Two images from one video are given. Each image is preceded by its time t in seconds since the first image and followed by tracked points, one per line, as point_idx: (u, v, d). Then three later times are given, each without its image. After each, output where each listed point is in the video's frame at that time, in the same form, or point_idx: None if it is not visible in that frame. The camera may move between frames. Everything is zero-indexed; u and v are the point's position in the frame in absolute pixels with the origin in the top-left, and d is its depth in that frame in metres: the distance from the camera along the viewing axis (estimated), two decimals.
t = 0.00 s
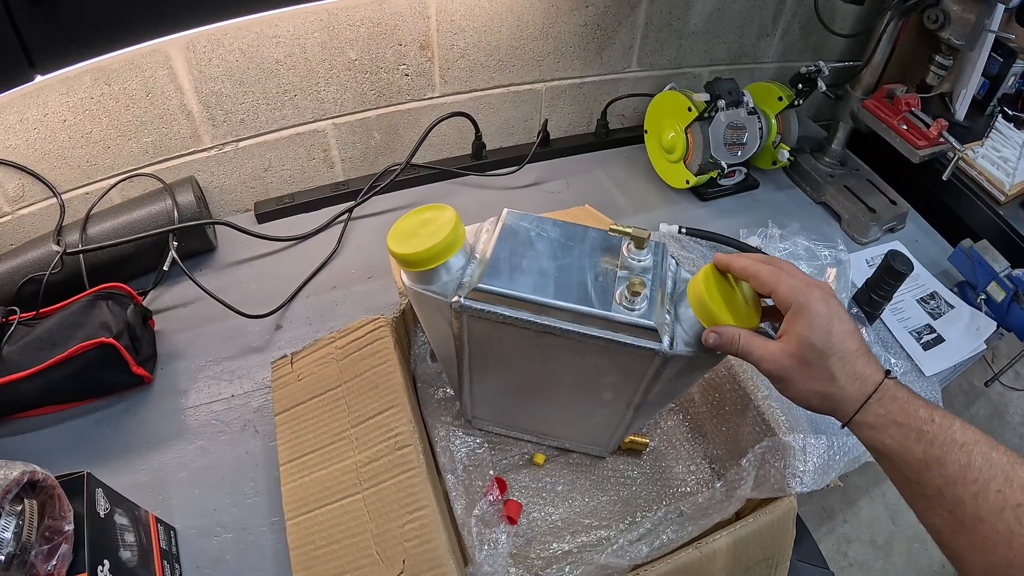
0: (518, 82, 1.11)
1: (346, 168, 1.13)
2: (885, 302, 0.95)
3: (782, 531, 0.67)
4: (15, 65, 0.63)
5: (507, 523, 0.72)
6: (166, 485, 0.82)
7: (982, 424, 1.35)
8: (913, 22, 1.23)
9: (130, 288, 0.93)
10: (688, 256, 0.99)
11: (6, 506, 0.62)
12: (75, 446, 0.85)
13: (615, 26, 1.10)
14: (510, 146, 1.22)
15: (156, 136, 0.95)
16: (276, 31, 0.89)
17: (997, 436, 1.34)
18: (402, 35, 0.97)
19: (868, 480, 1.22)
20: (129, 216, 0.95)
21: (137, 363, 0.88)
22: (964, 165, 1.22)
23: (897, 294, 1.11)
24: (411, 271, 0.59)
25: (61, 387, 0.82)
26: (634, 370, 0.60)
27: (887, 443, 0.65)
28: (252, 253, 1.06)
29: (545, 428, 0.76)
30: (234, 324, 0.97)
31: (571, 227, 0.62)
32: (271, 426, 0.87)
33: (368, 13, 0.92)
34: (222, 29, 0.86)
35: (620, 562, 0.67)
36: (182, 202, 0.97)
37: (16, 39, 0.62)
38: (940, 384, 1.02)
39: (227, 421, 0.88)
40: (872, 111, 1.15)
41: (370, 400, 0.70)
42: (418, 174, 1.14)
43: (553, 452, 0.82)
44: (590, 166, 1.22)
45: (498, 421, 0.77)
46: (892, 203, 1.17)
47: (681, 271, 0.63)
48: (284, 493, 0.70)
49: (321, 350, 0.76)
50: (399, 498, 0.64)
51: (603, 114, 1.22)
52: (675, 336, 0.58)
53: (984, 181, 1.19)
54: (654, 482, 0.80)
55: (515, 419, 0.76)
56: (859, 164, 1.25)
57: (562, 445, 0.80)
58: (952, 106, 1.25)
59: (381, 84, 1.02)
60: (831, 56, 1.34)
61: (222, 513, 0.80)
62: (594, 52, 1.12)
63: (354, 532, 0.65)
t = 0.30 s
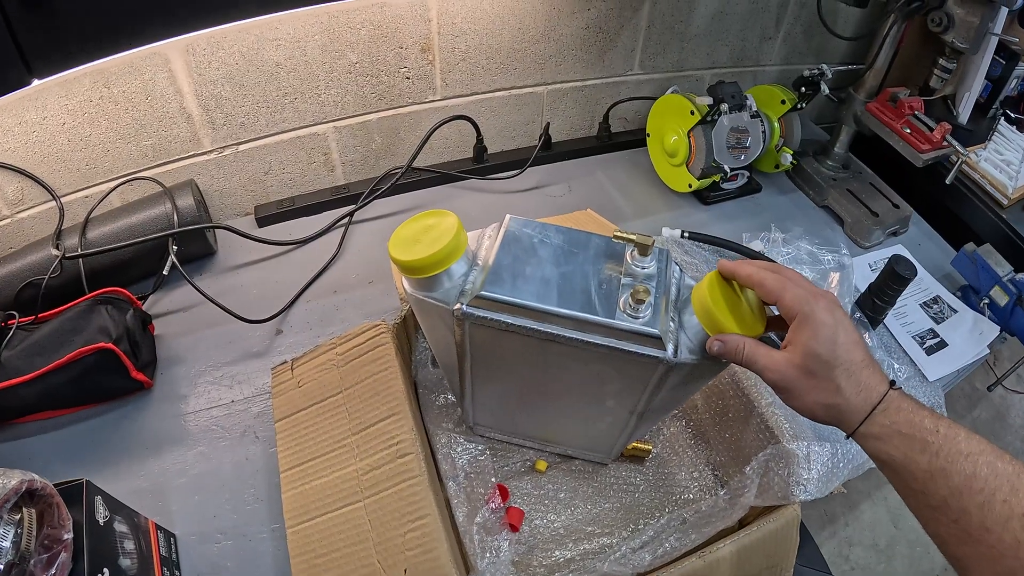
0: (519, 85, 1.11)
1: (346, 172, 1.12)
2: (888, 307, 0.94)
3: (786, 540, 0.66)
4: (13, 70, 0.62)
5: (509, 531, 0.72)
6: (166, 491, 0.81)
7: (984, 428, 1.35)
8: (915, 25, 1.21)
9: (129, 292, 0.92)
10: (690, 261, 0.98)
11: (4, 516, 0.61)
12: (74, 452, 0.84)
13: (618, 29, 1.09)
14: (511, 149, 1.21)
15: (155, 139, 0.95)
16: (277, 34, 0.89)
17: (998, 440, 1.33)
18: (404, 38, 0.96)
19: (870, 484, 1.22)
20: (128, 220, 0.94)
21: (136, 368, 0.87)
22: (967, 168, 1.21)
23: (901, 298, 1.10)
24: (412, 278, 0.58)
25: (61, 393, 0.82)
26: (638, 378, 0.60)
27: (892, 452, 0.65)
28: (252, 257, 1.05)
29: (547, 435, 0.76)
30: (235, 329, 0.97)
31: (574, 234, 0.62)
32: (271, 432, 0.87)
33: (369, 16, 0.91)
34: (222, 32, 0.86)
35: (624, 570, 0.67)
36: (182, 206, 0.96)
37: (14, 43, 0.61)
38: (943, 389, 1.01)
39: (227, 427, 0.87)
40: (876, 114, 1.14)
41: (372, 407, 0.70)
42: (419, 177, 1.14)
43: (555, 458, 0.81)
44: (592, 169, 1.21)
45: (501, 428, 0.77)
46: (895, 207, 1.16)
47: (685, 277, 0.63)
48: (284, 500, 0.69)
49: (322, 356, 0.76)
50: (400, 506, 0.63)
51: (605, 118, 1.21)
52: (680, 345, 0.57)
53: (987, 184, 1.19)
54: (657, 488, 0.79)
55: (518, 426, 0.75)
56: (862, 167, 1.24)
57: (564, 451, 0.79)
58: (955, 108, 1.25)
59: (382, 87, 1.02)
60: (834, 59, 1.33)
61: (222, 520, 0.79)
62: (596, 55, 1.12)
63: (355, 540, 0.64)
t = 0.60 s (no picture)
0: (520, 88, 1.12)
1: (349, 174, 1.13)
2: (886, 309, 0.95)
3: (782, 539, 0.67)
4: (19, 75, 0.63)
5: (510, 530, 0.73)
6: (170, 491, 0.82)
7: (982, 428, 1.36)
8: (913, 29, 1.22)
9: (133, 294, 0.93)
10: (689, 264, 0.99)
11: (13, 515, 0.61)
12: (79, 452, 0.85)
13: (618, 33, 1.10)
14: (512, 152, 1.22)
15: (159, 142, 0.96)
16: (280, 38, 0.90)
17: (996, 441, 1.34)
18: (406, 41, 0.97)
19: (869, 484, 1.23)
20: (132, 222, 0.95)
21: (141, 368, 0.88)
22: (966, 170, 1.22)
23: (899, 300, 1.11)
24: (415, 280, 0.59)
25: (66, 394, 0.83)
26: (637, 379, 0.61)
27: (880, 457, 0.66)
28: (255, 259, 1.06)
29: (548, 434, 0.77)
30: (238, 331, 0.97)
31: (574, 237, 0.63)
32: (275, 433, 0.88)
33: (371, 20, 0.92)
34: (226, 36, 0.87)
35: (623, 568, 0.68)
36: (186, 208, 0.97)
37: (20, 49, 0.62)
38: (941, 390, 1.02)
39: (231, 427, 0.88)
40: (874, 117, 1.15)
41: (375, 408, 0.70)
42: (421, 180, 1.15)
43: (556, 458, 0.82)
44: (593, 171, 1.22)
45: (502, 428, 0.78)
46: (893, 209, 1.17)
47: (683, 280, 0.63)
48: (289, 499, 0.70)
49: (325, 358, 0.77)
50: (404, 505, 0.64)
51: (605, 120, 1.22)
52: (677, 346, 0.58)
53: (986, 186, 1.19)
54: (655, 488, 0.80)
55: (520, 426, 0.76)
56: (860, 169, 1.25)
57: (565, 451, 0.80)
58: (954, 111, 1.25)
59: (384, 90, 1.02)
60: (832, 62, 1.34)
61: (226, 519, 0.80)
62: (596, 59, 1.13)
63: (359, 539, 0.65)
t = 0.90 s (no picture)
0: (523, 92, 1.13)
1: (353, 177, 1.14)
2: (883, 311, 0.96)
3: (780, 536, 0.68)
4: (33, 83, 0.65)
5: (513, 528, 0.75)
6: (178, 490, 0.84)
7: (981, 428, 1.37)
8: (913, 32, 1.23)
9: (141, 296, 0.95)
10: (689, 267, 1.01)
11: (28, 514, 0.63)
12: (88, 452, 0.87)
13: (619, 37, 1.11)
14: (515, 155, 1.23)
15: (166, 146, 0.97)
16: (285, 43, 0.91)
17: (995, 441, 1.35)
18: (409, 46, 0.98)
19: (868, 483, 1.24)
20: (139, 225, 0.96)
21: (148, 369, 0.90)
22: (963, 172, 1.22)
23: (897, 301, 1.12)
24: (420, 284, 0.61)
25: (74, 394, 0.85)
26: (637, 381, 0.62)
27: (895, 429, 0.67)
28: (261, 261, 1.07)
29: (551, 434, 0.78)
30: (244, 332, 0.99)
31: (576, 242, 0.64)
32: (281, 433, 0.89)
33: (376, 26, 0.94)
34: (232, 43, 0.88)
35: (622, 565, 0.69)
36: (192, 211, 0.98)
37: (34, 58, 0.63)
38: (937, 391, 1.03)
39: (238, 427, 0.89)
40: (873, 121, 1.16)
41: (381, 408, 0.72)
42: (424, 183, 1.16)
43: (557, 458, 0.83)
44: (594, 174, 1.23)
45: (505, 428, 0.79)
46: (892, 212, 1.18)
47: (682, 283, 0.65)
48: (297, 498, 0.71)
49: (332, 359, 0.78)
50: (409, 504, 0.66)
51: (607, 124, 1.24)
52: (676, 349, 0.59)
53: (984, 189, 1.19)
54: (655, 487, 0.81)
55: (523, 426, 0.78)
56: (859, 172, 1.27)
57: (567, 451, 0.81)
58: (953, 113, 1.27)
59: (388, 94, 1.04)
60: (832, 66, 1.35)
61: (234, 518, 0.82)
62: (598, 63, 1.14)
63: (365, 536, 0.66)
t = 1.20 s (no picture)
0: (518, 93, 1.12)
1: (347, 179, 1.14)
2: (880, 313, 0.96)
3: (771, 544, 0.67)
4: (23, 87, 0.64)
5: (504, 532, 0.74)
6: (171, 493, 0.84)
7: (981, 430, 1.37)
8: (912, 31, 1.22)
9: (134, 298, 0.95)
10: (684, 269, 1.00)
11: (16, 519, 0.62)
12: (81, 454, 0.86)
13: (615, 37, 1.11)
14: (510, 156, 1.23)
15: (159, 147, 0.97)
16: (278, 45, 0.91)
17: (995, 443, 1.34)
18: (404, 46, 0.98)
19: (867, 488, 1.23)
20: (132, 228, 0.96)
21: (141, 372, 0.90)
22: (963, 173, 1.21)
23: (894, 303, 1.09)
24: (408, 289, 0.61)
25: (68, 397, 0.84)
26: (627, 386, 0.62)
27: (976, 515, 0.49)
28: (254, 263, 1.07)
29: (543, 439, 0.77)
30: (237, 334, 0.98)
31: (566, 246, 0.64)
32: (274, 436, 0.89)
33: (369, 27, 0.93)
34: (224, 44, 0.88)
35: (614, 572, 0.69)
36: (186, 213, 0.98)
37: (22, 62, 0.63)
38: (936, 395, 0.99)
39: (230, 430, 0.89)
40: (871, 121, 1.15)
41: (371, 412, 0.71)
42: (419, 184, 1.15)
43: (550, 461, 0.82)
44: (590, 175, 1.23)
45: (497, 432, 0.78)
46: (891, 212, 1.16)
47: (672, 287, 0.65)
48: (286, 502, 0.71)
49: (322, 362, 0.77)
50: (398, 508, 0.65)
51: (603, 124, 1.23)
52: (666, 353, 0.61)
53: (983, 190, 1.18)
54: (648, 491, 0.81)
55: (514, 431, 0.77)
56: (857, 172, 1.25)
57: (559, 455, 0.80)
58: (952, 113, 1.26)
59: (382, 95, 1.03)
60: (831, 65, 1.34)
61: (226, 521, 0.82)
62: (594, 63, 1.13)
63: (354, 541, 0.66)
